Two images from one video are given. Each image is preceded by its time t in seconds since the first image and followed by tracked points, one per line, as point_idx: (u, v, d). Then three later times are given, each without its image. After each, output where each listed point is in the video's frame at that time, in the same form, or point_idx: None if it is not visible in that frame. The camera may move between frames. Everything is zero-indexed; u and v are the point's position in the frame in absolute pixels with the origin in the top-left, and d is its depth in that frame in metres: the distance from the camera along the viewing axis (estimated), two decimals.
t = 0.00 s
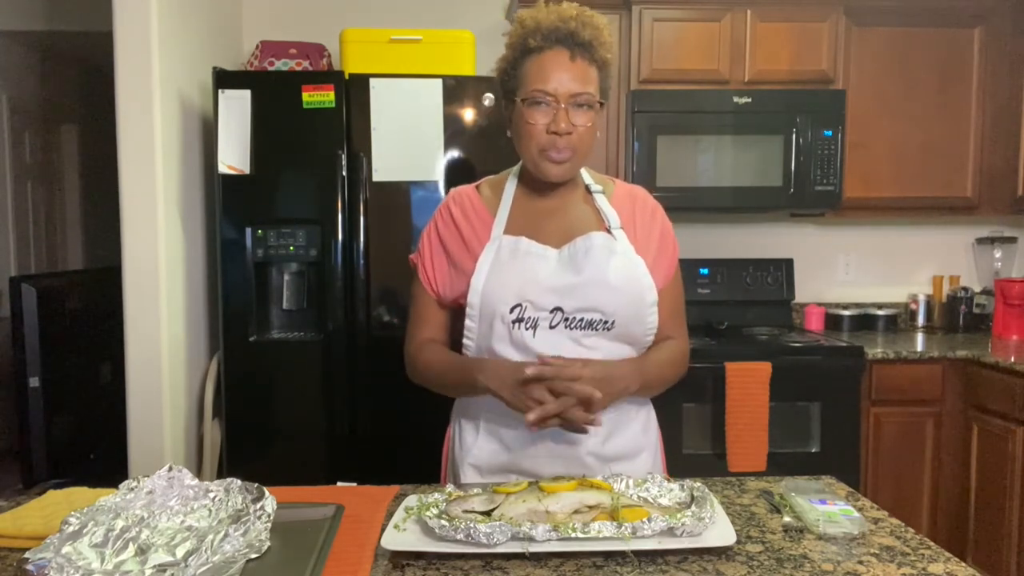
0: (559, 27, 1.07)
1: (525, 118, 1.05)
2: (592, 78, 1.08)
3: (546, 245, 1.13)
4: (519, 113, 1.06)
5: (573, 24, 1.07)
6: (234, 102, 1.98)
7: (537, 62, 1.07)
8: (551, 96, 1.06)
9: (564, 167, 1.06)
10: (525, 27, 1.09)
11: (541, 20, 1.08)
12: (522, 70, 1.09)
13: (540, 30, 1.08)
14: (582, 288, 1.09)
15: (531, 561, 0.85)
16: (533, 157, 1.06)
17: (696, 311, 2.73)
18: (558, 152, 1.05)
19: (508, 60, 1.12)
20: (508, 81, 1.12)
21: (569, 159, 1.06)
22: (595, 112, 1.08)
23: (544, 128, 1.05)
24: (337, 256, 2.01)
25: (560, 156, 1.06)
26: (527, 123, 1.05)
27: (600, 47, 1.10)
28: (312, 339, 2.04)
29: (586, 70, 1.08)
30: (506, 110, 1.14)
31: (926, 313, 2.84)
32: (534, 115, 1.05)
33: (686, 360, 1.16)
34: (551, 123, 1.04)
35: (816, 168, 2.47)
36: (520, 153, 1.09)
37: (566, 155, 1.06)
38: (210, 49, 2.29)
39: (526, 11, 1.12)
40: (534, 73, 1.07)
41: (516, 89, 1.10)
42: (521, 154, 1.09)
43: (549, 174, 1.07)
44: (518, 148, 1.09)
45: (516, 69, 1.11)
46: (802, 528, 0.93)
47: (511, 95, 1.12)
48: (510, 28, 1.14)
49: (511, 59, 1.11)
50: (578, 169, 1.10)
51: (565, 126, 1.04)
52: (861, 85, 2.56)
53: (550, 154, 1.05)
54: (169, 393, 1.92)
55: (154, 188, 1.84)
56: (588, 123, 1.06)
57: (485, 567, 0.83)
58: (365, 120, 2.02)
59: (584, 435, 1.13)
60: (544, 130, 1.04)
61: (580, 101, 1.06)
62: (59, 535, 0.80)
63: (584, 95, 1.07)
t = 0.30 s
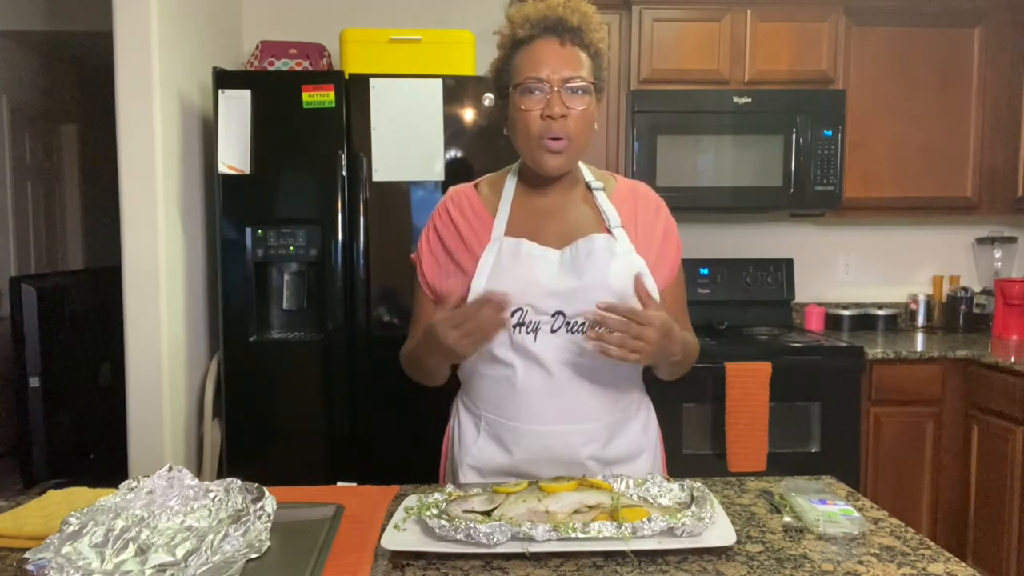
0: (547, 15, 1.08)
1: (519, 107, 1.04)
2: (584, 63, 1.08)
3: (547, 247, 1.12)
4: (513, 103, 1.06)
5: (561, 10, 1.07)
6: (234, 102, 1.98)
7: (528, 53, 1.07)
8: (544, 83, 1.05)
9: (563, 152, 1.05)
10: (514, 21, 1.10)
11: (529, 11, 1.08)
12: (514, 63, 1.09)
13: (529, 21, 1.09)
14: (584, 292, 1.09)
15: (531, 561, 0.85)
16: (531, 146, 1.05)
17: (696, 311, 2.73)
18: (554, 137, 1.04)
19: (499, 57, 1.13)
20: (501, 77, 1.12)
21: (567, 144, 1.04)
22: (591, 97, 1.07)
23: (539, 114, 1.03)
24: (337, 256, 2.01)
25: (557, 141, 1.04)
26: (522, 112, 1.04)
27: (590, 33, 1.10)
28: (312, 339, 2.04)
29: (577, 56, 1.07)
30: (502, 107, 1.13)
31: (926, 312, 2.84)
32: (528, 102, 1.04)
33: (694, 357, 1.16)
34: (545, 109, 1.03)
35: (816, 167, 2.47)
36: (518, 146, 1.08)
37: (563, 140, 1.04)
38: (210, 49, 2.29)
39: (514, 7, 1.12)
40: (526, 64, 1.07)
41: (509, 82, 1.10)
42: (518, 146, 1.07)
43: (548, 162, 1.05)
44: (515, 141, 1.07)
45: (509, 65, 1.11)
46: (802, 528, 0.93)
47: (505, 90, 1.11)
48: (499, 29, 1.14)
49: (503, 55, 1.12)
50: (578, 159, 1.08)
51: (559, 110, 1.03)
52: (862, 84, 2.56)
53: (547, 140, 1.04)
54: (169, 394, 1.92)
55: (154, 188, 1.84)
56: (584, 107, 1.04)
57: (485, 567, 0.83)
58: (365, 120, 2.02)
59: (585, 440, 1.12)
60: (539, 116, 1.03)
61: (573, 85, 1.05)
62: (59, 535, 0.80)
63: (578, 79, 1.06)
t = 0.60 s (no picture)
0: (549, 15, 1.07)
1: (522, 111, 1.04)
2: (586, 65, 1.08)
3: (549, 253, 1.12)
4: (515, 107, 1.05)
5: (563, 10, 1.07)
6: (234, 102, 1.98)
7: (530, 55, 1.07)
8: (546, 87, 1.05)
9: (567, 159, 1.04)
10: (515, 21, 1.09)
11: (530, 12, 1.08)
12: (514, 66, 1.09)
13: (530, 21, 1.08)
14: (586, 301, 1.07)
15: (531, 561, 0.85)
16: (534, 152, 1.05)
17: (696, 311, 2.73)
18: (558, 143, 1.04)
19: (498, 58, 1.12)
20: (500, 80, 1.12)
21: (570, 150, 1.04)
22: (593, 100, 1.07)
23: (543, 120, 1.03)
24: (337, 256, 2.01)
25: (561, 147, 1.04)
26: (525, 116, 1.04)
27: (592, 34, 1.10)
28: (312, 339, 2.04)
29: (579, 58, 1.07)
30: (501, 109, 1.12)
31: (926, 313, 2.84)
32: (531, 108, 1.04)
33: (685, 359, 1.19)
34: (549, 114, 1.03)
35: (816, 167, 2.47)
36: (520, 151, 1.07)
37: (568, 146, 1.04)
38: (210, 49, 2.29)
39: (514, 6, 1.12)
40: (527, 65, 1.06)
41: (510, 85, 1.09)
42: (520, 150, 1.07)
43: (552, 169, 1.04)
44: (517, 145, 1.07)
45: (508, 66, 1.10)
46: (802, 528, 0.93)
47: (505, 92, 1.11)
48: (498, 27, 1.13)
49: (503, 56, 1.11)
50: (580, 164, 1.08)
51: (563, 115, 1.02)
52: (862, 85, 2.56)
53: (551, 146, 1.04)
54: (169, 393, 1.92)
55: (154, 187, 1.84)
56: (586, 111, 1.04)
57: (485, 567, 0.83)
58: (365, 120, 2.02)
59: (586, 445, 1.13)
60: (542, 122, 1.03)
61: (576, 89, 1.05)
62: (59, 535, 0.80)
63: (580, 83, 1.06)
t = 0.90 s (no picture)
0: (551, 13, 1.07)
1: (521, 109, 1.04)
2: (588, 63, 1.08)
3: (550, 256, 1.11)
4: (515, 104, 1.05)
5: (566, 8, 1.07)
6: (234, 102, 1.98)
7: (531, 52, 1.07)
8: (547, 85, 1.05)
9: (567, 158, 1.04)
10: (517, 17, 1.09)
11: (532, 9, 1.08)
12: (515, 63, 1.09)
13: (532, 18, 1.08)
14: (586, 306, 1.07)
15: (531, 561, 0.85)
16: (533, 149, 1.05)
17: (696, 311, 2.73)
18: (558, 142, 1.03)
19: (500, 55, 1.12)
20: (501, 77, 1.12)
21: (571, 149, 1.04)
22: (595, 99, 1.07)
23: (543, 118, 1.03)
24: (337, 256, 2.01)
25: (560, 145, 1.04)
26: (525, 115, 1.04)
27: (595, 31, 1.10)
28: (312, 339, 2.04)
29: (581, 56, 1.07)
30: (501, 107, 1.12)
31: (926, 313, 2.84)
32: (531, 106, 1.04)
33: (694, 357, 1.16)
34: (549, 113, 1.03)
35: (817, 167, 2.47)
36: (519, 149, 1.07)
37: (567, 144, 1.04)
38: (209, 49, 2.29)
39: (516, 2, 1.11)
40: (529, 63, 1.06)
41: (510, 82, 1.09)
42: (519, 148, 1.07)
43: (551, 168, 1.04)
44: (516, 143, 1.07)
45: (510, 63, 1.10)
46: (802, 528, 0.93)
47: (506, 89, 1.11)
48: (500, 23, 1.13)
49: (504, 53, 1.11)
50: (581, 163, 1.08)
51: (564, 114, 1.02)
52: (861, 84, 2.56)
53: (550, 144, 1.03)
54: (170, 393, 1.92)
55: (154, 187, 1.84)
56: (588, 110, 1.04)
57: (485, 566, 0.83)
58: (365, 120, 2.02)
59: (586, 447, 1.13)
60: (542, 120, 1.03)
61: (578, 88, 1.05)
62: (59, 535, 0.80)
63: (582, 82, 1.06)
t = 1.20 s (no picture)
0: (558, 18, 1.06)
1: (525, 115, 1.04)
2: (593, 69, 1.07)
3: (553, 258, 1.11)
4: (518, 111, 1.05)
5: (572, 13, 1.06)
6: (235, 101, 1.98)
7: (536, 57, 1.06)
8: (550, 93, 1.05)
9: (568, 166, 1.04)
10: (524, 21, 1.08)
11: (539, 12, 1.07)
12: (520, 66, 1.09)
13: (538, 22, 1.07)
14: (587, 310, 1.08)
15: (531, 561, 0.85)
16: (535, 157, 1.05)
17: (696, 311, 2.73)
18: (560, 150, 1.04)
19: (506, 54, 1.12)
20: (506, 78, 1.11)
21: (572, 158, 1.04)
22: (598, 106, 1.07)
23: (545, 126, 1.03)
24: (336, 256, 2.01)
25: (561, 154, 1.04)
26: (528, 122, 1.04)
27: (602, 37, 1.09)
28: (312, 339, 2.04)
29: (587, 62, 1.07)
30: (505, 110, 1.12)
31: (926, 313, 2.84)
32: (534, 113, 1.04)
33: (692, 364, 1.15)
34: (552, 121, 1.03)
35: (816, 167, 2.47)
36: (521, 154, 1.07)
37: (569, 154, 1.04)
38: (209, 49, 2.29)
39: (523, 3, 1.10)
40: (533, 68, 1.06)
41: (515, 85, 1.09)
42: (522, 154, 1.07)
43: (553, 175, 1.04)
44: (518, 149, 1.07)
45: (515, 66, 1.10)
46: (802, 528, 0.93)
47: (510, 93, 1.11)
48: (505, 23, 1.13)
49: (510, 55, 1.11)
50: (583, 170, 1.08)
51: (566, 122, 1.02)
52: (862, 84, 2.55)
53: (552, 153, 1.04)
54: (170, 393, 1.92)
55: (153, 186, 1.84)
56: (591, 118, 1.04)
57: (485, 566, 0.83)
58: (365, 120, 2.02)
59: (585, 449, 1.13)
60: (545, 128, 1.03)
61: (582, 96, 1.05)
62: (59, 535, 0.80)
63: (586, 89, 1.06)
